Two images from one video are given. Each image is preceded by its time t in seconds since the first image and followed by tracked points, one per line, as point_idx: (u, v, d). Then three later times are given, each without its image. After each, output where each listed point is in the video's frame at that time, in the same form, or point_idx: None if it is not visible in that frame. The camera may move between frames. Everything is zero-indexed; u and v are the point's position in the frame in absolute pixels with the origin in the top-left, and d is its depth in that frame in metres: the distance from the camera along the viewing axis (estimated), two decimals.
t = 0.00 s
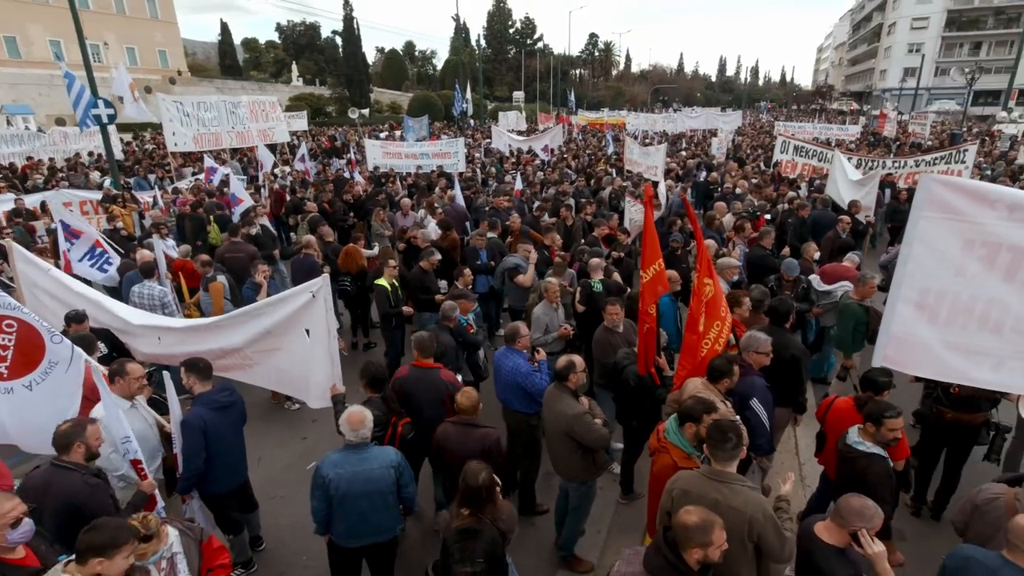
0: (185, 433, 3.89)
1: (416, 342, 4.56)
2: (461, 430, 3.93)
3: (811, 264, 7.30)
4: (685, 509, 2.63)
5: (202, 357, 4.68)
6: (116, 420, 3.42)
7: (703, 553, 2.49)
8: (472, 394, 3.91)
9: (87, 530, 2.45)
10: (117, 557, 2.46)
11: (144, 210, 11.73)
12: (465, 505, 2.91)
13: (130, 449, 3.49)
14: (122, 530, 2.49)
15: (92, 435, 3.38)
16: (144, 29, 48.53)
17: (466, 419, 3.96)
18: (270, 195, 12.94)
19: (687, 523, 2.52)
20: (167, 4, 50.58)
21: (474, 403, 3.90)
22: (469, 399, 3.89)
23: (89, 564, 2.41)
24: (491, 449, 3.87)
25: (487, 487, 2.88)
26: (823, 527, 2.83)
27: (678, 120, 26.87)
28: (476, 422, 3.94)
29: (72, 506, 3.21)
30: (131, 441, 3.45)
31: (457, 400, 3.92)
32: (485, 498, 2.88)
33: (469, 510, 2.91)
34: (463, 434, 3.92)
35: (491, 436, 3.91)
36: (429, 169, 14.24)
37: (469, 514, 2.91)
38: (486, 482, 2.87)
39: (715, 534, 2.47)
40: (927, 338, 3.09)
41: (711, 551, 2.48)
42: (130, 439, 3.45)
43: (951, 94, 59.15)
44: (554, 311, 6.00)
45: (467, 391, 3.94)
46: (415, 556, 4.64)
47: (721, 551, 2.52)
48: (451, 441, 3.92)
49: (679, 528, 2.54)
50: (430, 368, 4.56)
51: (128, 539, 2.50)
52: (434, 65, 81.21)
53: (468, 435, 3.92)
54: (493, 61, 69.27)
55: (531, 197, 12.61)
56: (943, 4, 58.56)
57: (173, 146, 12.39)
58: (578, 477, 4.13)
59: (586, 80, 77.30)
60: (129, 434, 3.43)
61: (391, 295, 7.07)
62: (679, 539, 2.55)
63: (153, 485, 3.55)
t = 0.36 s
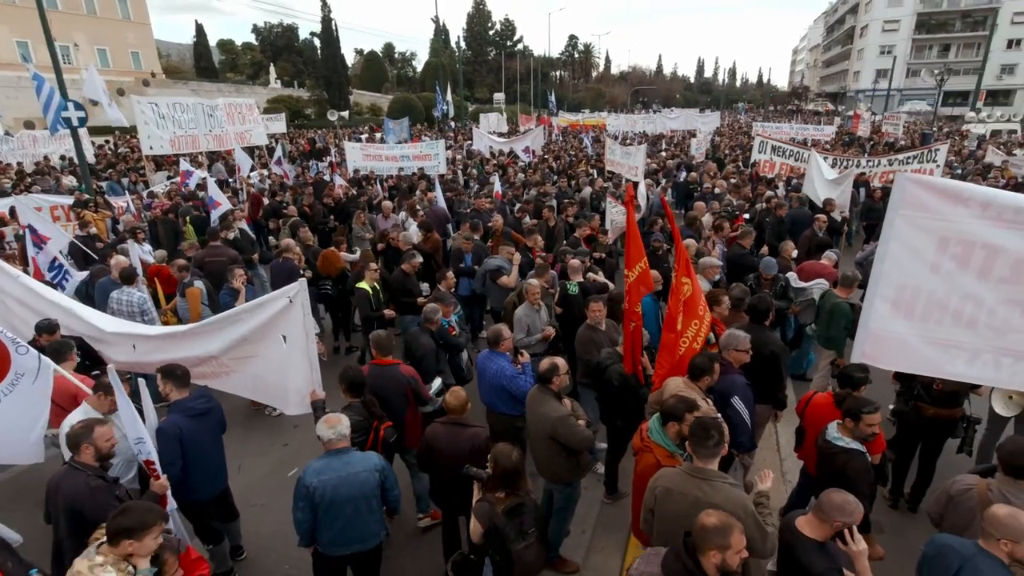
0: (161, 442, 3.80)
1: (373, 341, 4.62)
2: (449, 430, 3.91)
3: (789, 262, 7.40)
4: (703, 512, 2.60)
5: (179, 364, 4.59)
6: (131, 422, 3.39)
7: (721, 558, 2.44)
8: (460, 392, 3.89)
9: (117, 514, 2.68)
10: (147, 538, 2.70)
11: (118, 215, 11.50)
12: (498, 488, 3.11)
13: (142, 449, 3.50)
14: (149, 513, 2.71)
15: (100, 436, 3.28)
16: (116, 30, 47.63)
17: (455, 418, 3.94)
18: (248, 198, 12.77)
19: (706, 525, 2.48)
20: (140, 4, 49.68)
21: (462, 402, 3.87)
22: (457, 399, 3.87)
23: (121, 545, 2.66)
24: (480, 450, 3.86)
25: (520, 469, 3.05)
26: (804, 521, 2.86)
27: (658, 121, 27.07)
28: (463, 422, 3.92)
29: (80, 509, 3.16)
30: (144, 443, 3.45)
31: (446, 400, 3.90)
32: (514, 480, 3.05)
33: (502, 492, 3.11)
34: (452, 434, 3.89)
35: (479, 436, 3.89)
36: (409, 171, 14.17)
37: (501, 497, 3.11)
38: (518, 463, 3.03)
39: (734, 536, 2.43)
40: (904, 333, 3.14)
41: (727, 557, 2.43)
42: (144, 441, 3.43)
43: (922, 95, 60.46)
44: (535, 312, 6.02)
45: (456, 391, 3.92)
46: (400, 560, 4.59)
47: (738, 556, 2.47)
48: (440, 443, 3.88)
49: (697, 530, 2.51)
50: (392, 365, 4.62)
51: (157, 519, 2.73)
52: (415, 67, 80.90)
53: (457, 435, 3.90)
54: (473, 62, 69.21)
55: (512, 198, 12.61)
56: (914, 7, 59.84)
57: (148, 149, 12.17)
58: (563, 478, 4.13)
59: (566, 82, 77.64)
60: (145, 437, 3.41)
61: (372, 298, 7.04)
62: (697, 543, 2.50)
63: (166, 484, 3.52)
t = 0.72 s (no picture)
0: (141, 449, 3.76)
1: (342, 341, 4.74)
2: (442, 431, 3.90)
3: (770, 261, 7.49)
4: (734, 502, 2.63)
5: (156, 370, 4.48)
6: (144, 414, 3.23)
7: (750, 547, 2.48)
8: (454, 395, 3.86)
9: (125, 503, 2.67)
10: (159, 524, 2.70)
11: (93, 219, 11.26)
12: (512, 491, 3.03)
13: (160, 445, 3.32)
14: (159, 500, 2.71)
15: (123, 428, 3.37)
16: (89, 30, 46.72)
17: (448, 420, 3.92)
18: (227, 201, 12.59)
19: (736, 514, 2.53)
20: (114, 4, 48.77)
21: (456, 404, 3.85)
22: (451, 401, 3.85)
23: (134, 532, 2.64)
24: (471, 452, 3.84)
25: (527, 470, 3.00)
26: (788, 514, 2.88)
27: (639, 121, 27.24)
28: (456, 424, 3.90)
29: (100, 497, 3.30)
30: (161, 437, 3.27)
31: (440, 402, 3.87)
32: (523, 482, 3.00)
33: (517, 495, 3.04)
34: (443, 436, 3.88)
35: (471, 438, 3.87)
36: (391, 173, 14.08)
37: (517, 500, 3.04)
38: (525, 465, 2.99)
39: (762, 526, 2.47)
40: (883, 329, 3.19)
41: (757, 545, 2.46)
42: (160, 435, 3.26)
43: (897, 95, 61.63)
44: (520, 313, 6.02)
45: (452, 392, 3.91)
46: (387, 562, 4.55)
47: (768, 548, 2.50)
48: (432, 444, 3.88)
49: (728, 520, 2.54)
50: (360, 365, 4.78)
51: (168, 506, 2.73)
52: (395, 68, 80.54)
53: (449, 436, 3.88)
54: (455, 64, 69.08)
55: (495, 199, 12.60)
56: (887, 10, 60.99)
57: (124, 152, 11.93)
58: (548, 477, 4.14)
59: (548, 83, 77.81)
60: (161, 430, 3.23)
61: (356, 300, 6.99)
62: (726, 532, 2.54)
63: (185, 482, 3.37)
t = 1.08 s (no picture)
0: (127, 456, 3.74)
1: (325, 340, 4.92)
2: (439, 432, 3.89)
3: (756, 260, 7.57)
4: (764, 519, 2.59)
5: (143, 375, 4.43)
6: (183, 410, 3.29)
7: (784, 566, 2.44)
8: (452, 398, 3.83)
9: (111, 512, 2.64)
10: (148, 528, 2.68)
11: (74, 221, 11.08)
12: (523, 499, 3.03)
13: (194, 440, 3.40)
14: (146, 505, 2.69)
15: (162, 425, 3.36)
16: (68, 30, 46.02)
17: (446, 422, 3.90)
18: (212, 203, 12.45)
19: (770, 535, 2.48)
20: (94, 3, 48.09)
21: (454, 407, 3.82)
22: (449, 404, 3.82)
23: (123, 540, 2.62)
24: (468, 454, 3.84)
25: (538, 474, 2.99)
26: (781, 508, 2.91)
27: (626, 121, 27.36)
28: (453, 425, 3.88)
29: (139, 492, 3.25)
30: (197, 434, 3.36)
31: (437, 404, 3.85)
32: (535, 488, 2.99)
33: (528, 502, 3.04)
34: (440, 437, 3.87)
35: (468, 441, 3.87)
36: (378, 174, 14.03)
37: (528, 507, 3.03)
38: (535, 469, 2.98)
39: (796, 544, 2.43)
40: (868, 327, 3.24)
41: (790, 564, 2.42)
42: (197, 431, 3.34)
43: (878, 96, 62.53)
44: (510, 314, 6.03)
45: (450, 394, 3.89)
46: (378, 565, 4.52)
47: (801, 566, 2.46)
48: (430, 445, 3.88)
49: (760, 538, 2.50)
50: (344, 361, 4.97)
51: (156, 509, 2.72)
52: (381, 69, 80.26)
53: (446, 438, 3.87)
54: (441, 64, 68.97)
55: (483, 199, 12.60)
56: (868, 12, 61.81)
57: (105, 153, 11.74)
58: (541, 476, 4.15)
59: (534, 83, 77.94)
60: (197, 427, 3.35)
61: (345, 302, 6.95)
62: (759, 552, 2.51)
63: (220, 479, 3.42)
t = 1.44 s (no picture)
0: (118, 461, 3.65)
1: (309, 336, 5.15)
2: (430, 432, 3.88)
3: (747, 260, 7.60)
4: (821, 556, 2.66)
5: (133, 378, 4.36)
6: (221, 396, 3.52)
7: None
8: (443, 397, 3.83)
9: (91, 529, 2.59)
10: (131, 543, 2.63)
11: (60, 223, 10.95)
12: (530, 499, 3.04)
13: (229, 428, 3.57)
14: (129, 519, 2.64)
15: (191, 418, 3.42)
16: (52, 29, 45.47)
17: (437, 421, 3.89)
18: (201, 203, 12.35)
19: None
20: (79, 2, 47.56)
21: (446, 406, 3.82)
22: (440, 403, 3.82)
23: (106, 556, 2.57)
24: (461, 453, 3.84)
25: (541, 473, 2.99)
26: (775, 507, 2.92)
27: (617, 121, 27.42)
28: (446, 424, 3.88)
29: (171, 483, 3.31)
30: (232, 420, 3.54)
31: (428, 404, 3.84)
32: (540, 486, 3.00)
33: (535, 503, 3.05)
34: (432, 438, 3.86)
35: (460, 439, 3.86)
36: (369, 174, 13.97)
37: (535, 508, 3.05)
38: (539, 469, 2.98)
39: None
40: (859, 326, 3.25)
41: None
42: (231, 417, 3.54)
43: (866, 97, 63.10)
44: (503, 314, 6.01)
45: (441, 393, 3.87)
46: (372, 567, 4.49)
47: None
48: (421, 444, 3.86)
49: None
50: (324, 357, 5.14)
51: (140, 523, 2.67)
52: (371, 69, 79.97)
53: (439, 438, 3.86)
54: (432, 65, 68.83)
55: (474, 199, 12.58)
56: (856, 13, 62.35)
57: (92, 154, 11.60)
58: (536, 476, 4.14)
59: (525, 84, 77.96)
60: (233, 412, 3.53)
61: (337, 303, 6.92)
62: None
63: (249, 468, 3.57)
